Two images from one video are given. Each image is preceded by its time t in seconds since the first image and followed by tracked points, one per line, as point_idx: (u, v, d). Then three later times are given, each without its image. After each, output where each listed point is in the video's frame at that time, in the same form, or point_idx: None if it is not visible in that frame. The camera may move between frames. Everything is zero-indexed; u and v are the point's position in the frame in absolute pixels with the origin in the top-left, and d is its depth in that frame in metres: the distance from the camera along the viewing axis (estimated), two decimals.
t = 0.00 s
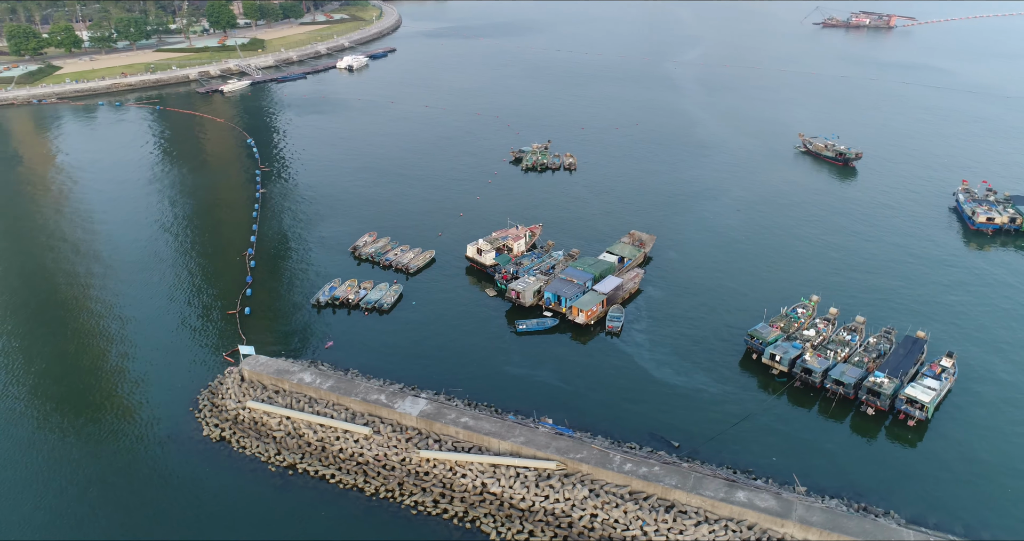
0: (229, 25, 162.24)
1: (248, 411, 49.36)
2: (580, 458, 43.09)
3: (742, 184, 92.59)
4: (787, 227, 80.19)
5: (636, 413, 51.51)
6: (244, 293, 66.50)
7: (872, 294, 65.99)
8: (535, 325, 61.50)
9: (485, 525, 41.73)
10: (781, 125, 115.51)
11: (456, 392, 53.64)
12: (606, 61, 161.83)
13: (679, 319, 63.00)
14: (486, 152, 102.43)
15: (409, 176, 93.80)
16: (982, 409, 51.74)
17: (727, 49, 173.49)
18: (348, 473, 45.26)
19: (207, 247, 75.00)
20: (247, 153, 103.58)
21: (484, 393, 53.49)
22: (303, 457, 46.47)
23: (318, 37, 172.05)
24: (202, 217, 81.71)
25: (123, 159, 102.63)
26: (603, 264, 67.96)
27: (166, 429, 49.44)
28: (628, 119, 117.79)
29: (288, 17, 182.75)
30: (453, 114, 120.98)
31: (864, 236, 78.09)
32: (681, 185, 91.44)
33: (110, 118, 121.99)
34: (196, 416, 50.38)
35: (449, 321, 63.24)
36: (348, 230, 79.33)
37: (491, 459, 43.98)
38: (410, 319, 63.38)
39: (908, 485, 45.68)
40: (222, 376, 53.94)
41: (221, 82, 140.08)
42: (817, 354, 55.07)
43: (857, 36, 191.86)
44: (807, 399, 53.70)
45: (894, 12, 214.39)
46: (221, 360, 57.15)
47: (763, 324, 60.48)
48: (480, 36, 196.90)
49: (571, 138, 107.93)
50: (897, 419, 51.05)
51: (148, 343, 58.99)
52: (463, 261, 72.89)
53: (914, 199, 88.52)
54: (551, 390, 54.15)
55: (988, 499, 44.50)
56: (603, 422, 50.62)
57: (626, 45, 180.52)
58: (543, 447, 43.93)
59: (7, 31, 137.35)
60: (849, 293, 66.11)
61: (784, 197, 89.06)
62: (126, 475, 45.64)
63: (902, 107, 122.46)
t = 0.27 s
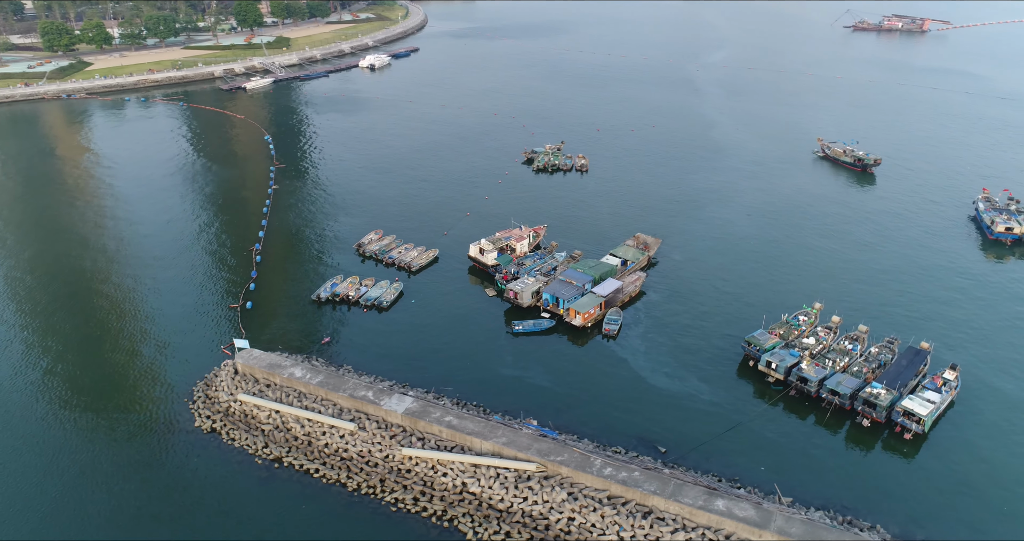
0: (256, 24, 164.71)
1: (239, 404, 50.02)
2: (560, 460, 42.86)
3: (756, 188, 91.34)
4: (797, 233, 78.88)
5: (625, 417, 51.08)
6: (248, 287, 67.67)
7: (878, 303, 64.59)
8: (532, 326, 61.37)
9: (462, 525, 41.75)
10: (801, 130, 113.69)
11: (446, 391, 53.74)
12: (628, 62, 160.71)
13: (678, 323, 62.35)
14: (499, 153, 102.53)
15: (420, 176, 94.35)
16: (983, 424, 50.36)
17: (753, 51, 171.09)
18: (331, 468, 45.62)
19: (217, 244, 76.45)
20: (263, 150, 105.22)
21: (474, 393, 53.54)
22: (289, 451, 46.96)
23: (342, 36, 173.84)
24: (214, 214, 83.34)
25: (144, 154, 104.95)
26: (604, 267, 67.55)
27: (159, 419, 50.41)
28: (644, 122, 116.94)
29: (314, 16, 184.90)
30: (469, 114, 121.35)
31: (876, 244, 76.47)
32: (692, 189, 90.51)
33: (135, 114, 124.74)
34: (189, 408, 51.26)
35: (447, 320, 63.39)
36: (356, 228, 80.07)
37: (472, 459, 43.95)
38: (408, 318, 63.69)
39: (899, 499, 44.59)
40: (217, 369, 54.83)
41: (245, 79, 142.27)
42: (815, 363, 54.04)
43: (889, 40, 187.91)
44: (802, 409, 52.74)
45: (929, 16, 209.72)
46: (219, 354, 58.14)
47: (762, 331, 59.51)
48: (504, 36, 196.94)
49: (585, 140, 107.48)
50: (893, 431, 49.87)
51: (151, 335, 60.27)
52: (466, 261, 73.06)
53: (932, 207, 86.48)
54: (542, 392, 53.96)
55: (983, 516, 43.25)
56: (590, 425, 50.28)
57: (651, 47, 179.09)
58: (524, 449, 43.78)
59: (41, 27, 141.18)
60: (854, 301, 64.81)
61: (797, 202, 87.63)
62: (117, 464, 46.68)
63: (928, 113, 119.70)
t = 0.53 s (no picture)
0: (277, 23, 166.64)
1: (227, 398, 50.63)
2: (537, 463, 42.73)
3: (765, 193, 90.19)
4: (802, 239, 77.72)
5: (610, 421, 50.74)
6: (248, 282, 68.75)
7: (880, 312, 63.35)
8: (525, 327, 61.23)
9: (437, 524, 41.79)
10: (816, 134, 111.97)
11: (434, 391, 53.86)
12: (646, 64, 159.61)
13: (673, 328, 61.75)
14: (507, 154, 102.51)
15: (427, 175, 94.72)
16: (979, 438, 49.14)
17: (774, 53, 168.92)
18: (312, 463, 45.98)
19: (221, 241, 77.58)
20: (275, 148, 106.51)
21: (461, 393, 53.57)
22: (273, 445, 47.42)
23: (362, 35, 175.29)
24: (222, 210, 84.74)
25: (160, 151, 107.00)
26: (601, 269, 67.18)
27: (149, 411, 51.25)
28: (657, 124, 116.08)
29: (336, 16, 186.59)
30: (481, 114, 121.49)
31: (883, 252, 75.06)
32: (699, 193, 89.65)
33: (155, 110, 127.06)
34: (180, 400, 52.06)
35: (440, 319, 63.51)
36: (359, 226, 80.65)
37: (450, 459, 43.98)
38: (402, 316, 63.94)
39: (884, 512, 43.66)
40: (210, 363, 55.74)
41: (263, 77, 144.07)
42: (807, 371, 53.16)
43: (916, 43, 184.29)
44: (793, 417, 51.92)
45: (959, 19, 205.28)
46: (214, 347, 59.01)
47: (757, 337, 58.70)
48: (524, 37, 196.84)
49: (596, 142, 107.04)
50: (884, 443, 48.86)
51: (149, 328, 61.36)
52: (465, 261, 73.14)
53: (945, 215, 84.64)
54: (529, 393, 53.80)
55: (970, 532, 42.19)
56: (575, 428, 50.03)
57: (671, 48, 177.62)
58: (502, 450, 43.72)
59: (67, 24, 144.32)
60: (855, 310, 63.63)
61: (806, 208, 86.36)
62: (105, 454, 47.52)
63: (950, 118, 117.17)
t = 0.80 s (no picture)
0: (298, 22, 168.49)
1: (216, 391, 51.21)
2: (513, 464, 42.61)
3: (773, 197, 88.99)
4: (808, 245, 76.50)
5: (595, 425, 50.41)
6: (249, 278, 69.80)
7: (881, 320, 62.06)
8: (517, 327, 61.13)
9: (412, 522, 41.85)
10: (832, 138, 110.20)
11: (421, 389, 54.01)
12: (664, 66, 158.34)
13: (667, 332, 61.15)
14: (516, 155, 102.45)
15: (433, 175, 95.07)
16: (973, 452, 47.92)
17: (796, 56, 166.55)
18: (294, 458, 46.35)
19: (226, 237, 78.66)
20: (287, 146, 107.72)
21: (448, 392, 53.64)
22: (257, 439, 47.91)
23: (382, 34, 176.44)
24: (231, 207, 86.17)
25: (175, 147, 108.86)
26: (598, 271, 66.82)
27: (140, 403, 52.13)
28: (670, 127, 115.13)
29: (357, 15, 188.04)
30: (494, 114, 121.59)
31: (890, 260, 73.59)
32: (705, 196, 88.73)
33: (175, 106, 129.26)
34: (171, 392, 52.87)
35: (435, 318, 63.66)
36: (362, 225, 81.29)
37: (428, 458, 44.03)
38: (397, 314, 64.21)
39: (868, 525, 42.75)
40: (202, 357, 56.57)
41: (282, 75, 145.72)
42: (799, 379, 52.28)
43: (944, 48, 180.47)
44: (782, 425, 51.08)
45: (990, 23, 200.76)
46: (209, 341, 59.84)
47: (752, 343, 57.88)
48: (544, 38, 196.54)
49: (606, 144, 106.54)
50: (873, 454, 47.87)
51: (148, 321, 62.44)
52: (464, 260, 73.24)
53: (958, 223, 82.76)
54: (516, 394, 53.68)
55: None
56: (559, 430, 49.79)
57: (691, 50, 176.07)
58: (480, 450, 43.66)
59: (93, 21, 147.35)
60: (856, 318, 62.43)
61: (814, 214, 85.02)
62: (94, 443, 48.44)
63: (971, 125, 114.60)
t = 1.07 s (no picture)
0: (323, 21, 170.38)
1: (208, 384, 51.93)
2: (492, 465, 42.53)
3: (786, 203, 87.61)
4: (816, 250, 75.08)
5: (582, 429, 50.14)
6: (253, 274, 70.89)
7: (884, 330, 60.69)
8: (513, 328, 61.05)
9: (389, 520, 42.04)
10: (852, 142, 108.07)
11: (412, 387, 54.20)
12: (686, 68, 156.92)
13: (664, 336, 60.53)
14: (528, 156, 102.38)
15: (443, 175, 95.43)
16: (969, 468, 46.64)
17: (822, 59, 163.75)
18: (280, 452, 46.84)
19: (235, 233, 79.86)
20: (302, 144, 109.05)
21: (439, 391, 53.75)
22: (245, 432, 48.51)
23: (405, 34, 177.61)
24: (242, 204, 87.64)
25: (194, 143, 110.92)
26: (598, 274, 66.45)
27: (135, 394, 53.15)
28: (686, 130, 113.98)
29: (382, 15, 189.54)
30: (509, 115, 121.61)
31: (900, 268, 71.90)
32: (715, 200, 87.67)
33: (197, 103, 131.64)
34: (167, 384, 53.80)
35: (432, 316, 63.88)
36: (369, 224, 81.95)
37: (409, 456, 44.16)
38: (395, 312, 64.54)
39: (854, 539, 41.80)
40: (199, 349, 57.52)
41: (304, 73, 147.53)
42: (792, 388, 51.38)
43: (977, 52, 175.97)
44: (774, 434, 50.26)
45: None
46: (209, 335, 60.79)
47: (748, 350, 57.06)
48: (567, 39, 196.01)
49: (619, 146, 105.91)
50: (865, 467, 46.86)
51: (152, 314, 63.64)
52: (466, 260, 73.38)
53: (976, 232, 80.57)
54: (506, 395, 53.58)
55: None
56: (545, 432, 49.57)
57: (715, 52, 174.24)
58: (460, 450, 43.65)
59: (123, 19, 150.76)
60: (859, 326, 61.12)
61: (826, 219, 83.47)
62: (88, 432, 49.53)
63: (999, 131, 111.54)
